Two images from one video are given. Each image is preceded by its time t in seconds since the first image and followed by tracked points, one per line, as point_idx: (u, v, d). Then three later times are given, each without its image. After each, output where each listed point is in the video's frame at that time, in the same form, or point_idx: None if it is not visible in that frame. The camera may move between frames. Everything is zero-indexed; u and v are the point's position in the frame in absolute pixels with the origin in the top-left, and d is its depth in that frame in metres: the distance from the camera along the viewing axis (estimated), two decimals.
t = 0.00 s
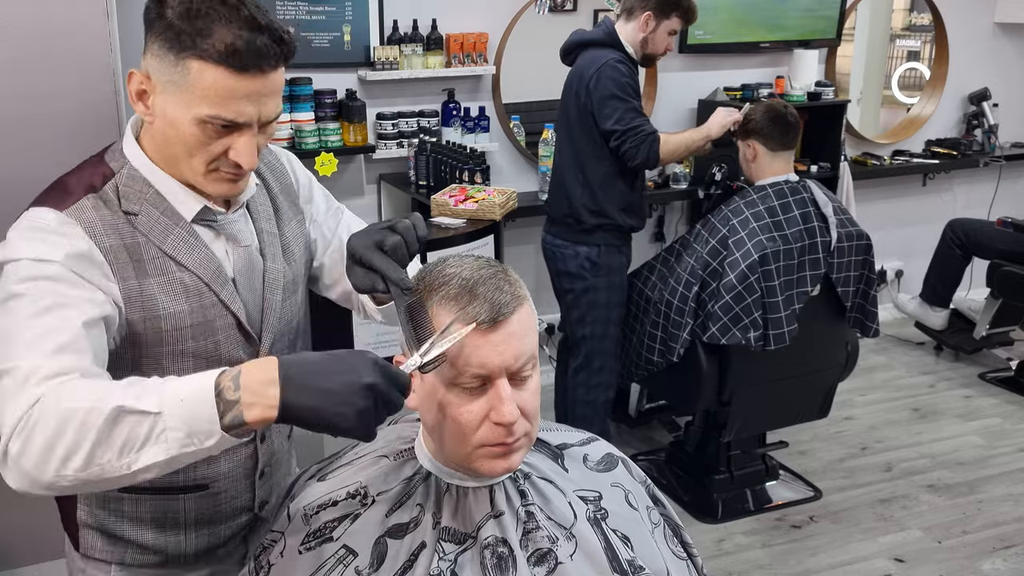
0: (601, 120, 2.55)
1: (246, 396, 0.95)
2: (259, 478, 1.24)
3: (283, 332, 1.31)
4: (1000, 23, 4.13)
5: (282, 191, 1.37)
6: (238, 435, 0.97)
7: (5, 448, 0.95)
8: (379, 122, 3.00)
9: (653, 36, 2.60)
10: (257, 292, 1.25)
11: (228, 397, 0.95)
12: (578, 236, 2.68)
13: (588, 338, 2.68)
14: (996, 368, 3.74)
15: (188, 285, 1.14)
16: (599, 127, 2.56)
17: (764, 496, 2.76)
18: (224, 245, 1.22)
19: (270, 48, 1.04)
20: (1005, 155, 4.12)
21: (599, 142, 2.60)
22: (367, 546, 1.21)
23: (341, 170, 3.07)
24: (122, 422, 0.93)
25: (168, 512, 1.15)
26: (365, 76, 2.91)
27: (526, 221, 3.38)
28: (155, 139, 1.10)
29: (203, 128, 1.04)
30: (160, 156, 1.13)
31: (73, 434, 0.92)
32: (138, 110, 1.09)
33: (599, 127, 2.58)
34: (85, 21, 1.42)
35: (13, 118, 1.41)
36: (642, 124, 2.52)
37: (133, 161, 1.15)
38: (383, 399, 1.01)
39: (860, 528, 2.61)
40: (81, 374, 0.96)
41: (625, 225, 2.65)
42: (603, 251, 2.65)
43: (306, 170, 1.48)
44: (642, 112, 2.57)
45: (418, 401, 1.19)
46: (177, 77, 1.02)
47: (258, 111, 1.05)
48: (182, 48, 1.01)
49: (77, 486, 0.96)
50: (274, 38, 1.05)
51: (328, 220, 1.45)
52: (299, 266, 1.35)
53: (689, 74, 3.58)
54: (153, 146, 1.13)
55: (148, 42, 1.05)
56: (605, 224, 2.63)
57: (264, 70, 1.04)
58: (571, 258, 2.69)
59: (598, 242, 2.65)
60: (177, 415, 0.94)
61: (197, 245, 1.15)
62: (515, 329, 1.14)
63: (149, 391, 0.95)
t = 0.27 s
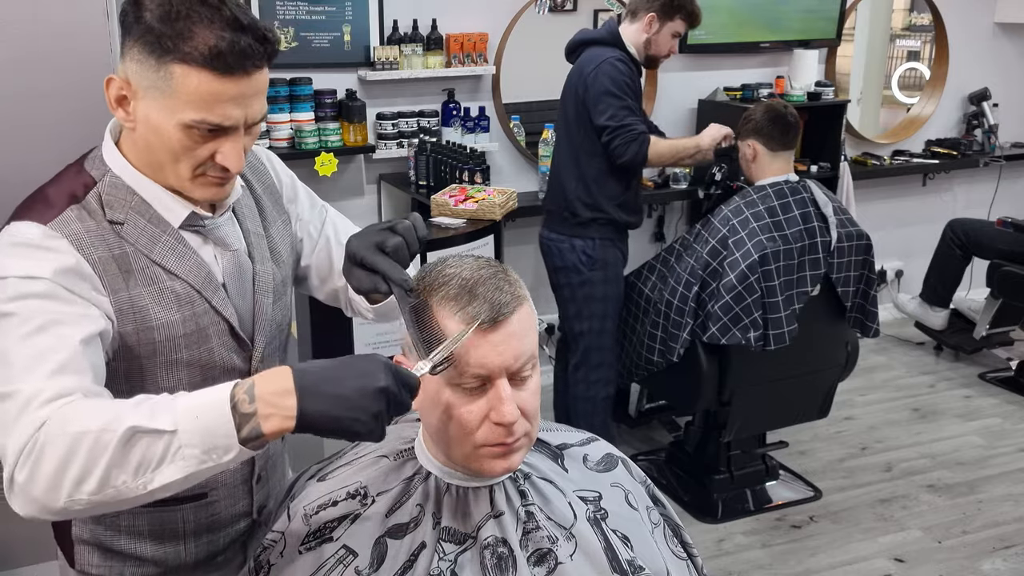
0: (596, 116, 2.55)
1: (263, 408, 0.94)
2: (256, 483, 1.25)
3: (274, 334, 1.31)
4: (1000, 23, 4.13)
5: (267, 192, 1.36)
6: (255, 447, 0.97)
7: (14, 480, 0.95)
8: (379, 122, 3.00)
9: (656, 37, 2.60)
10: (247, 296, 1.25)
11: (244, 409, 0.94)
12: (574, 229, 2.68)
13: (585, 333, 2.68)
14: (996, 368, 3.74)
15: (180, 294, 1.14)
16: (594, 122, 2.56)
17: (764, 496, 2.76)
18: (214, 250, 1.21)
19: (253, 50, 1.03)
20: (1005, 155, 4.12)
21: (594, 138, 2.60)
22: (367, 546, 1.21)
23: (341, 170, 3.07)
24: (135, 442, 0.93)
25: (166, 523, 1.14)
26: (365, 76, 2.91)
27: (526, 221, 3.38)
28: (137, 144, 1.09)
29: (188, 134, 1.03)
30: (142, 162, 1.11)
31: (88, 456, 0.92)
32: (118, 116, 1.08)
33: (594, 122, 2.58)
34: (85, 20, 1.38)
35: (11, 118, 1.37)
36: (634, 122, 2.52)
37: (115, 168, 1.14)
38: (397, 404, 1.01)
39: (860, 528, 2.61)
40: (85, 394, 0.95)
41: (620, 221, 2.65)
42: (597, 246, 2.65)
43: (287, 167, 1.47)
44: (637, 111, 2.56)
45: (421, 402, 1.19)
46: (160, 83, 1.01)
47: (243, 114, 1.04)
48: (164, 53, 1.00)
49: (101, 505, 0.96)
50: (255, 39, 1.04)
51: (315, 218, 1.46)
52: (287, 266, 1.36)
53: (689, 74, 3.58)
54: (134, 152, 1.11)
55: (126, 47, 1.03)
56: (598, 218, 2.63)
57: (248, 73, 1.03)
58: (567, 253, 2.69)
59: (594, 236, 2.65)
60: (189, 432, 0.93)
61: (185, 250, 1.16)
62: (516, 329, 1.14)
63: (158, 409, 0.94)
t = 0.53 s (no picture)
0: (594, 113, 2.55)
1: (233, 405, 0.92)
2: (259, 483, 1.25)
3: (277, 336, 1.31)
4: (1000, 23, 4.13)
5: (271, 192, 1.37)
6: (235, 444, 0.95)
7: None
8: (379, 122, 2.99)
9: (659, 39, 2.60)
10: (250, 300, 1.25)
11: (214, 407, 0.92)
12: (571, 225, 2.67)
13: (582, 329, 2.68)
14: (996, 368, 3.74)
15: (182, 295, 1.14)
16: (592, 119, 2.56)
17: (764, 496, 2.76)
18: (215, 251, 1.22)
19: (263, 48, 1.04)
20: (1005, 155, 4.12)
21: (592, 135, 2.60)
22: (367, 547, 1.21)
23: (341, 170, 3.07)
24: (114, 440, 0.92)
25: (170, 523, 1.15)
26: (365, 76, 2.90)
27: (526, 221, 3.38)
28: (144, 145, 1.10)
29: (198, 132, 1.04)
30: (148, 163, 1.12)
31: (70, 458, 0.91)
32: (127, 117, 1.09)
33: (592, 119, 2.58)
34: (85, 21, 1.38)
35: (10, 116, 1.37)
36: (631, 120, 2.52)
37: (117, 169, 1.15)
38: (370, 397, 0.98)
39: (860, 528, 2.61)
40: (66, 400, 0.95)
41: (617, 217, 2.64)
42: (594, 242, 2.65)
43: (292, 168, 1.48)
44: (635, 110, 2.56)
45: (420, 403, 1.19)
46: (170, 81, 1.02)
47: (253, 112, 1.05)
48: (174, 52, 1.01)
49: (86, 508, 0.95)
50: (265, 39, 1.06)
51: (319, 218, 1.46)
52: (290, 266, 1.36)
53: (689, 74, 3.58)
54: (141, 153, 1.12)
55: (135, 48, 1.05)
56: (593, 214, 2.63)
57: (257, 72, 1.04)
58: (565, 252, 2.68)
59: (590, 232, 2.65)
60: (168, 431, 0.93)
61: (188, 249, 1.16)
62: (515, 328, 1.14)
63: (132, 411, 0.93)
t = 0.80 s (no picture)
0: (594, 112, 2.56)
1: (207, 314, 0.96)
2: (278, 478, 1.28)
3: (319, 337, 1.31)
4: (1000, 23, 4.13)
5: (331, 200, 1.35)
6: (201, 360, 0.97)
7: None
8: (379, 122, 3.00)
9: (661, 40, 2.61)
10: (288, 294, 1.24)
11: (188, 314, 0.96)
12: (567, 221, 2.67)
13: (580, 326, 2.68)
14: (996, 368, 3.74)
15: (216, 282, 1.16)
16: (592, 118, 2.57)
17: (764, 496, 2.76)
18: (259, 247, 1.22)
19: (310, 55, 1.04)
20: (1005, 155, 4.12)
21: (591, 134, 2.60)
22: (367, 547, 1.20)
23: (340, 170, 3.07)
24: (89, 344, 0.94)
25: (186, 502, 1.22)
26: (365, 76, 2.90)
27: (526, 220, 3.38)
28: (204, 146, 1.12)
29: (252, 137, 1.05)
30: (209, 162, 1.14)
31: (39, 359, 0.93)
32: (187, 120, 1.11)
33: (592, 118, 2.58)
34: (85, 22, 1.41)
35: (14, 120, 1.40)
36: (631, 120, 2.52)
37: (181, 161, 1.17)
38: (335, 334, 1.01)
39: (860, 528, 2.61)
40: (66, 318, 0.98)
41: (613, 214, 2.64)
42: (591, 239, 2.65)
43: (360, 183, 1.46)
44: (634, 109, 2.56)
45: (420, 403, 1.19)
46: (225, 89, 1.03)
47: (302, 117, 1.05)
48: (230, 61, 1.02)
49: (43, 425, 0.96)
50: (315, 45, 1.05)
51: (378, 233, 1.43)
52: (336, 274, 1.34)
53: (689, 74, 3.58)
54: (203, 152, 1.14)
55: (195, 54, 1.06)
56: (590, 211, 2.63)
57: (308, 80, 1.04)
58: (563, 251, 2.68)
59: (587, 229, 2.65)
60: (143, 338, 0.95)
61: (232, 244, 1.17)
62: (516, 329, 1.14)
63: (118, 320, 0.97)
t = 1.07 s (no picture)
0: (595, 112, 2.56)
1: (223, 222, 1.08)
2: (329, 452, 1.37)
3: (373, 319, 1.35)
4: (1000, 23, 4.13)
5: (404, 193, 1.41)
6: (206, 262, 1.07)
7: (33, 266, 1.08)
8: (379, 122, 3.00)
9: (661, 41, 2.61)
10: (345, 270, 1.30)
11: (207, 219, 1.07)
12: (567, 220, 2.68)
13: (580, 325, 2.68)
14: (996, 368, 3.74)
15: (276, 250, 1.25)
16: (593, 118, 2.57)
17: (764, 496, 2.76)
18: (323, 225, 1.29)
19: (383, 49, 1.11)
20: (1005, 155, 4.12)
21: (592, 134, 2.60)
22: (367, 546, 1.20)
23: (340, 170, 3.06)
24: (117, 232, 1.06)
25: (243, 458, 1.32)
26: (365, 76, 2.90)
27: (526, 220, 3.37)
28: (282, 125, 1.21)
29: (319, 121, 1.13)
30: (285, 140, 1.24)
31: (75, 238, 1.06)
32: (269, 100, 1.20)
33: (593, 118, 2.58)
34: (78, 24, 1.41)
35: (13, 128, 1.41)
36: (632, 121, 2.52)
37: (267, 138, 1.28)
38: (329, 273, 1.08)
39: (860, 528, 2.61)
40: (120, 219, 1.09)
41: (613, 215, 2.65)
42: (591, 238, 2.65)
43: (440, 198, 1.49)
44: (635, 110, 2.56)
45: (420, 402, 1.19)
46: (299, 74, 1.12)
47: (365, 107, 1.13)
48: (305, 49, 1.10)
49: (58, 297, 1.06)
50: (389, 40, 1.12)
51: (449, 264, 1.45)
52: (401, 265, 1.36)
53: (689, 74, 3.58)
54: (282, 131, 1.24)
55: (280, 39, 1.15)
56: (590, 210, 2.63)
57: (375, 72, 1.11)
58: (563, 250, 2.68)
59: (587, 229, 2.65)
60: (163, 233, 1.06)
61: (296, 220, 1.24)
62: (517, 329, 1.14)
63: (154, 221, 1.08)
